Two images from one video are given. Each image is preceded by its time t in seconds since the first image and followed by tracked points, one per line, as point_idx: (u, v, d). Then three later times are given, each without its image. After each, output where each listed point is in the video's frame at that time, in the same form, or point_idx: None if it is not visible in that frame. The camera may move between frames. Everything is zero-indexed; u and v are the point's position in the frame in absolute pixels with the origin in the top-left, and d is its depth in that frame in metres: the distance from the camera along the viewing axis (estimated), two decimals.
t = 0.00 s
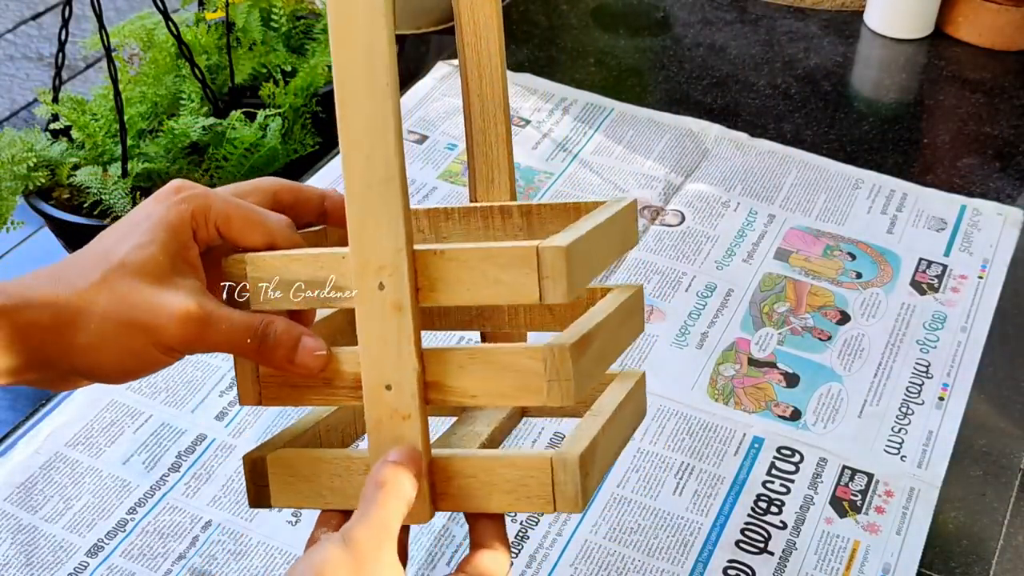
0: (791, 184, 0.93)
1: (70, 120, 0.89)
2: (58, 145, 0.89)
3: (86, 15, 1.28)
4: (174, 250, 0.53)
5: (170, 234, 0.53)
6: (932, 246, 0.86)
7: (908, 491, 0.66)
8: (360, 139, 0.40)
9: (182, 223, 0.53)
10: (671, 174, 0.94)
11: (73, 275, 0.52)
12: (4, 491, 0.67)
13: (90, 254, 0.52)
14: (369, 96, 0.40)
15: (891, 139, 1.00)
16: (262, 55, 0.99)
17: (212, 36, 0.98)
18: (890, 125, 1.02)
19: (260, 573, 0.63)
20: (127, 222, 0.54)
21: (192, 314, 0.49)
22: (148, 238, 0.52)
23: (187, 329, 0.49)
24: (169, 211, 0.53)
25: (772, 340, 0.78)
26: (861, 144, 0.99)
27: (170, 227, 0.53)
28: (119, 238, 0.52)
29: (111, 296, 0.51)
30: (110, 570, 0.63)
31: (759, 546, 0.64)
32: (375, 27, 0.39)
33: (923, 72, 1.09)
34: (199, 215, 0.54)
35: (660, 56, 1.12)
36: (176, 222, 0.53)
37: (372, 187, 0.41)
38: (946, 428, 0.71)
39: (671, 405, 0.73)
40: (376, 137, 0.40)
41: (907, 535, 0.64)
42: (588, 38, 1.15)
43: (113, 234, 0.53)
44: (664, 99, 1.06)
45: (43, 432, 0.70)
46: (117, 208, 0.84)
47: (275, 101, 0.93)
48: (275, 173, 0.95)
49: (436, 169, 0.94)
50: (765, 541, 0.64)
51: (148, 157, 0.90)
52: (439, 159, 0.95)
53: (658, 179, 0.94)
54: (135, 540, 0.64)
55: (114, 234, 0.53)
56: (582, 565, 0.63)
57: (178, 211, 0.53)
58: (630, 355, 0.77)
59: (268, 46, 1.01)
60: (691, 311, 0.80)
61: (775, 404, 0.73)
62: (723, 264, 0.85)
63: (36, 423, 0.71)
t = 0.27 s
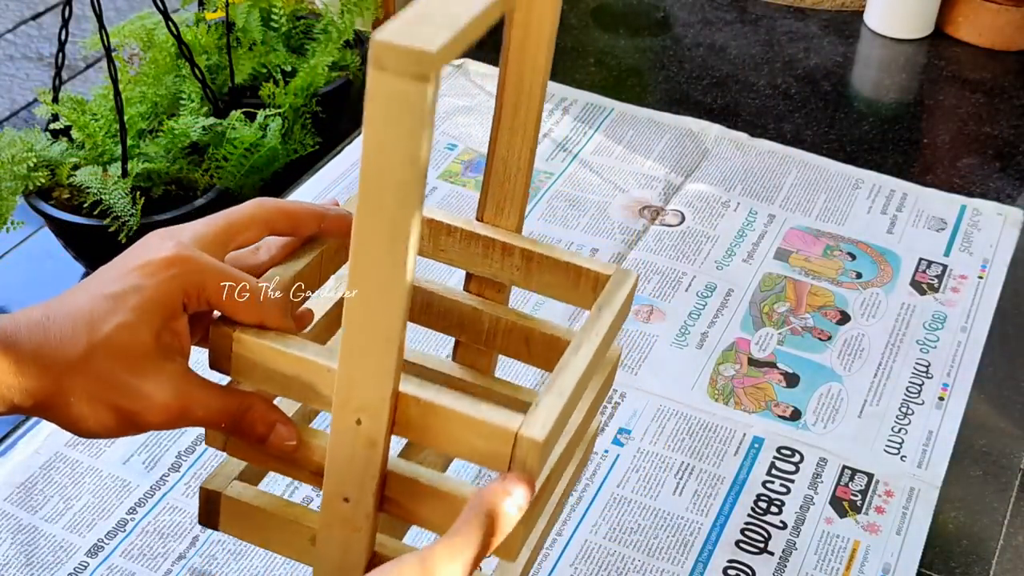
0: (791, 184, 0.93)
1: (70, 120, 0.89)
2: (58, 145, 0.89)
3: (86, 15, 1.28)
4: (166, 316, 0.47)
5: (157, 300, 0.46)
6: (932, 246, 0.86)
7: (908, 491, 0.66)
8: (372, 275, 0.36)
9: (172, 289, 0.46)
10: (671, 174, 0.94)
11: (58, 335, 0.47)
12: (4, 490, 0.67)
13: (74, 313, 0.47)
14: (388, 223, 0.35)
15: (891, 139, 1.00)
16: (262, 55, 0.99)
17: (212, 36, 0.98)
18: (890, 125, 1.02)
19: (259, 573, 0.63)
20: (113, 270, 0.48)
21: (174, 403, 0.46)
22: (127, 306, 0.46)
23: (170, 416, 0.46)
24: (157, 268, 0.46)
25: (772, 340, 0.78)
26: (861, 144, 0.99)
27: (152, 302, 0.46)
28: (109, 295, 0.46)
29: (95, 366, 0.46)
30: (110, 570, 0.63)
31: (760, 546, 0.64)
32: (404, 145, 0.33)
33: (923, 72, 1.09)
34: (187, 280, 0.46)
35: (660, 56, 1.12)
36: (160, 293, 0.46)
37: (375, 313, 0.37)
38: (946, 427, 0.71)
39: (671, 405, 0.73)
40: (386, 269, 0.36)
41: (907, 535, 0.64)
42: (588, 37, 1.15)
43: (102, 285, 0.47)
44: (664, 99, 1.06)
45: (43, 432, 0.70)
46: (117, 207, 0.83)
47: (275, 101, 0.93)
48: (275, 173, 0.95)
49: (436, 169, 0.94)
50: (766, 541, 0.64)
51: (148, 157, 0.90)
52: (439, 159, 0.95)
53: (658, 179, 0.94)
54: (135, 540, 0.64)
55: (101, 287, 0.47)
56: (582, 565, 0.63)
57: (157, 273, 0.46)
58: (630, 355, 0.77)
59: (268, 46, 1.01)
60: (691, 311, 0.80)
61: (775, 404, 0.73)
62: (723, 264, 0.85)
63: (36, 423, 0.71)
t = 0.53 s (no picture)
0: (791, 184, 0.93)
1: (70, 120, 0.88)
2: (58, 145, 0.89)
3: (86, 15, 1.28)
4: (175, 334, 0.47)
5: (172, 323, 0.47)
6: (932, 246, 0.86)
7: (908, 491, 0.66)
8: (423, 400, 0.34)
9: (187, 313, 0.47)
10: (671, 174, 0.94)
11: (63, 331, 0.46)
12: (4, 491, 0.67)
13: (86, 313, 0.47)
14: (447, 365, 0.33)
15: (891, 139, 1.00)
16: (262, 55, 0.99)
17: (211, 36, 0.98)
18: (890, 125, 1.02)
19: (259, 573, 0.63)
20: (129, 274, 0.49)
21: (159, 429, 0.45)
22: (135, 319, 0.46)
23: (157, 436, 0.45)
24: (178, 297, 0.47)
25: (772, 340, 0.78)
26: (861, 144, 0.99)
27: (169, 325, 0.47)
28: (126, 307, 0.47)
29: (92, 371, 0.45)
30: (110, 570, 0.63)
31: (759, 546, 0.64)
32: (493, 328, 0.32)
33: (923, 72, 1.09)
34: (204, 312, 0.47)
35: (660, 56, 1.12)
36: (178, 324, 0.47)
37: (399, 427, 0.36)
38: (946, 427, 0.71)
39: (671, 405, 0.73)
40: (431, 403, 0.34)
41: (907, 535, 0.64)
42: (588, 37, 1.15)
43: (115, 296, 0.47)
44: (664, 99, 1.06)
45: (43, 431, 0.70)
46: (117, 207, 0.83)
47: (275, 101, 0.93)
48: (275, 173, 0.95)
49: (436, 169, 0.94)
50: (765, 541, 0.64)
51: (148, 157, 0.90)
52: (439, 159, 0.95)
53: (658, 180, 0.94)
54: (135, 540, 0.64)
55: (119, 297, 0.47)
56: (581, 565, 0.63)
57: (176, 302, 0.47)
58: (630, 355, 0.77)
59: (268, 46, 1.01)
60: (691, 311, 0.80)
61: (775, 404, 0.73)
62: (724, 264, 0.85)
63: (36, 423, 0.71)
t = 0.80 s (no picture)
0: (791, 184, 0.93)
1: (70, 120, 0.88)
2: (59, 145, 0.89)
3: (86, 15, 1.28)
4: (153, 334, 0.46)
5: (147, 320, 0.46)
6: (932, 246, 0.86)
7: (908, 491, 0.66)
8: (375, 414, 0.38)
9: (165, 312, 0.46)
10: (671, 174, 0.95)
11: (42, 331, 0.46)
12: (4, 491, 0.67)
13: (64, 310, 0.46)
14: (416, 385, 0.36)
15: (891, 139, 1.00)
16: (262, 55, 0.99)
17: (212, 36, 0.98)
18: (890, 125, 1.02)
19: (259, 573, 0.63)
20: (109, 266, 0.48)
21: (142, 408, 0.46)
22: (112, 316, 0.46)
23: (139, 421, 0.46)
24: (155, 296, 0.46)
25: (772, 340, 0.78)
26: (861, 144, 0.99)
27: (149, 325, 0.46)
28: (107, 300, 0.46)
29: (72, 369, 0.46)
30: (110, 570, 0.62)
31: (759, 546, 0.64)
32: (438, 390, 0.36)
33: (923, 72, 1.09)
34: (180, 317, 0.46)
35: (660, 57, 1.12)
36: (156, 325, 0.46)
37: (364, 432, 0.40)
38: (946, 428, 0.71)
39: (671, 405, 0.73)
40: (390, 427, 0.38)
41: (907, 535, 0.64)
42: (588, 37, 1.15)
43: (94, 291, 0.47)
44: (664, 100, 1.06)
45: (43, 432, 0.70)
46: (117, 207, 0.83)
47: (275, 101, 0.93)
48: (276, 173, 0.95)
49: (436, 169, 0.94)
50: (765, 541, 0.64)
51: (148, 157, 0.90)
52: (439, 159, 0.95)
53: (658, 180, 0.94)
54: (135, 540, 0.64)
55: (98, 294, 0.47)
56: (581, 565, 0.63)
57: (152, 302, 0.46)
58: (630, 355, 0.77)
59: (268, 46, 1.01)
60: (691, 311, 0.80)
61: (775, 404, 0.73)
62: (724, 264, 0.85)
63: (36, 423, 0.71)
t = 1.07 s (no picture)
0: (791, 184, 0.93)
1: (70, 120, 0.88)
2: (59, 145, 0.89)
3: (86, 15, 1.29)
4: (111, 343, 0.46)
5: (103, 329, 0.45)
6: (932, 246, 0.86)
7: (908, 491, 0.66)
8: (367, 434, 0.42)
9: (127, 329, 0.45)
10: (671, 174, 0.95)
11: None
12: (4, 490, 0.67)
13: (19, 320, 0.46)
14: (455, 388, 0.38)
15: (891, 139, 1.00)
16: (262, 55, 0.99)
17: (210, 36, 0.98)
18: (891, 125, 1.02)
19: (259, 573, 0.63)
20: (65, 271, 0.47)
21: (118, 415, 0.48)
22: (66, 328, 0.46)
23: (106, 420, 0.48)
24: (112, 304, 0.45)
25: (772, 340, 0.78)
26: (861, 144, 0.99)
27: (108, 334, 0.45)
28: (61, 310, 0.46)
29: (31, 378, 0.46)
30: (110, 570, 0.63)
31: (760, 546, 0.64)
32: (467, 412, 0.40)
33: (923, 71, 1.09)
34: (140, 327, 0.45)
35: (660, 57, 1.12)
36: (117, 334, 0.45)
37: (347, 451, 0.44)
38: (946, 428, 0.71)
39: (671, 405, 0.73)
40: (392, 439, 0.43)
41: (907, 535, 0.64)
42: (588, 37, 1.15)
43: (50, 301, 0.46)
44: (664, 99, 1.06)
45: (43, 432, 0.70)
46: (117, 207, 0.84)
47: (275, 101, 0.94)
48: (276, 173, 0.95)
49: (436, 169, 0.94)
50: (766, 541, 0.64)
51: (148, 157, 0.91)
52: (439, 159, 0.95)
53: (658, 179, 0.94)
54: (135, 540, 0.64)
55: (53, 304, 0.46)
56: (581, 565, 0.63)
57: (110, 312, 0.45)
58: (630, 355, 0.77)
59: (268, 46, 1.01)
60: (691, 311, 0.80)
61: (775, 404, 0.73)
62: (724, 264, 0.85)
63: (36, 423, 0.71)
